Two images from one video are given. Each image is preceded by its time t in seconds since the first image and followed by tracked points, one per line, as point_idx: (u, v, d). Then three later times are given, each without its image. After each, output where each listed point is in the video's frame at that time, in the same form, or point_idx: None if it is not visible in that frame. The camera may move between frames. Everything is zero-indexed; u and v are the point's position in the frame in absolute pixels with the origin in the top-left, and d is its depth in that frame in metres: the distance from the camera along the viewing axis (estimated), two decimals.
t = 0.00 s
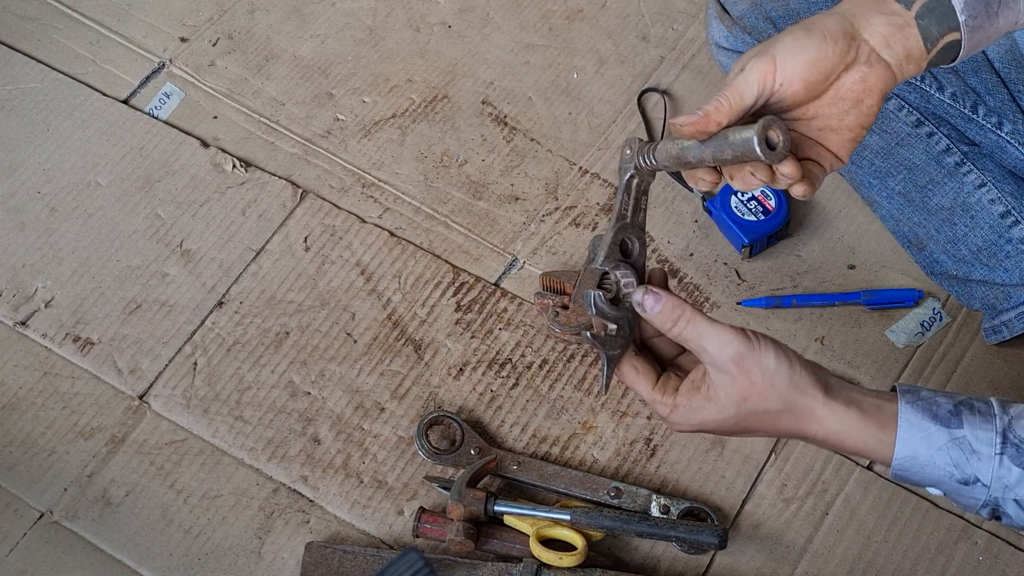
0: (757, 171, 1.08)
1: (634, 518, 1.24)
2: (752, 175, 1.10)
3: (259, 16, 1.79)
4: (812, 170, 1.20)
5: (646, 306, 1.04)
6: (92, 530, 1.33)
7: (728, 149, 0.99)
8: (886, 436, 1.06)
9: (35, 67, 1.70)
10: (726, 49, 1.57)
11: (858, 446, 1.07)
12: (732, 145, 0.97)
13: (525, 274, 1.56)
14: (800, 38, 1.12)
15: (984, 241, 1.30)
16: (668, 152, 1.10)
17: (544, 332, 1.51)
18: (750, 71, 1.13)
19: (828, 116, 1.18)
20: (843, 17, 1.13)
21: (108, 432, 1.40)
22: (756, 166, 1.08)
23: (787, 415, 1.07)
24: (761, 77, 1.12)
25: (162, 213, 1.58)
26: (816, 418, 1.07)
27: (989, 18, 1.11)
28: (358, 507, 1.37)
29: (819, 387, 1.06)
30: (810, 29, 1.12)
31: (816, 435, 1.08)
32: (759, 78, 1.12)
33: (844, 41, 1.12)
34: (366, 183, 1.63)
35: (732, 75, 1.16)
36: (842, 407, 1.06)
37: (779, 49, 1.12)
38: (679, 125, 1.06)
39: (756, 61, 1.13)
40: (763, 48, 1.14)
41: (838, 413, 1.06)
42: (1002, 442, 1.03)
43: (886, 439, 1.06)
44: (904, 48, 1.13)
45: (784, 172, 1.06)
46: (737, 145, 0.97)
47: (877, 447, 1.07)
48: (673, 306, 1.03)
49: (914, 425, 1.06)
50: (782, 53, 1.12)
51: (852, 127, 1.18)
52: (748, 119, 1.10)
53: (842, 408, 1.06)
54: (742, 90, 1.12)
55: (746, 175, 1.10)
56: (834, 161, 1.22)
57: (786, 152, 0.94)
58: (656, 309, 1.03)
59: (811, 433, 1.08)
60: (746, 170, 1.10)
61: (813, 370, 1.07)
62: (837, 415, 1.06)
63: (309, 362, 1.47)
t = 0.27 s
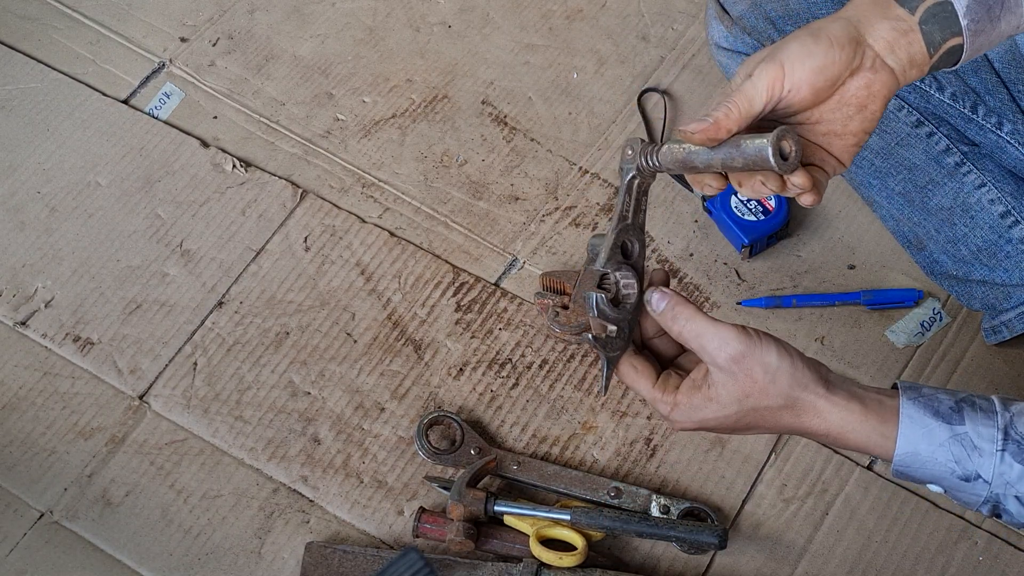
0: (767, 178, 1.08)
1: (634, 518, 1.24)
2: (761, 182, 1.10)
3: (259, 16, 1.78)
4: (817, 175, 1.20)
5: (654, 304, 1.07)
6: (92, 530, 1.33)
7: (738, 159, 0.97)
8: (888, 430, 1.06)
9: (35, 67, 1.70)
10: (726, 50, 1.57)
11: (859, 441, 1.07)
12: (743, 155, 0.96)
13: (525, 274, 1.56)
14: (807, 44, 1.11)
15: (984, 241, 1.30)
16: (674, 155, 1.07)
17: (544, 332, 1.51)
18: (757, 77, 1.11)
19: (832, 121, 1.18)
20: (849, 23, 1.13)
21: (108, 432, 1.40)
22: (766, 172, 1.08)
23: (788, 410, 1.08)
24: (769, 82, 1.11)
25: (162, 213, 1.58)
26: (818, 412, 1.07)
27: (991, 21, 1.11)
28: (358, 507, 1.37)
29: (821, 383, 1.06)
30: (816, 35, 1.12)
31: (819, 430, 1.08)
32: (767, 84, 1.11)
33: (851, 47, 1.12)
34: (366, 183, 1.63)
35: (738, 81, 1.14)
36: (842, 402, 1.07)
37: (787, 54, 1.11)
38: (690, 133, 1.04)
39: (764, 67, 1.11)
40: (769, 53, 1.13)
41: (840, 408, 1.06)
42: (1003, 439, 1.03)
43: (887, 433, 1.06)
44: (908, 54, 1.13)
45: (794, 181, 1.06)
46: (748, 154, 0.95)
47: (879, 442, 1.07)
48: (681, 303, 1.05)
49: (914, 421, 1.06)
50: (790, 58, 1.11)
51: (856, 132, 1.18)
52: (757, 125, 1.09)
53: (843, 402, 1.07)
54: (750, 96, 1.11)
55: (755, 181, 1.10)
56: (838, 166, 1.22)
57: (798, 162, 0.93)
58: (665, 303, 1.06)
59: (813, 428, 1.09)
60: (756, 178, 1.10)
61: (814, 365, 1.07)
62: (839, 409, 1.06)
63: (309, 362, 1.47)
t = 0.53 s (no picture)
0: (772, 178, 1.08)
1: (634, 518, 1.24)
2: (765, 182, 1.10)
3: (259, 16, 1.78)
4: (820, 173, 1.20)
5: (645, 300, 1.06)
6: (92, 530, 1.33)
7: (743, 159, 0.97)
8: (892, 421, 1.06)
9: (35, 67, 1.70)
10: (726, 50, 1.57)
11: (862, 429, 1.07)
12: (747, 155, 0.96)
13: (525, 274, 1.56)
14: (810, 45, 1.11)
15: (984, 241, 1.30)
16: (678, 155, 1.08)
17: (544, 332, 1.51)
18: (760, 77, 1.11)
19: (835, 121, 1.18)
20: (852, 23, 1.13)
21: (108, 432, 1.40)
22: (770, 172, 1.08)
23: (790, 397, 1.07)
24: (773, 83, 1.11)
25: (162, 213, 1.58)
26: (819, 399, 1.07)
27: (993, 21, 1.11)
28: (358, 507, 1.37)
29: (821, 366, 1.07)
30: (820, 35, 1.12)
31: (821, 417, 1.07)
32: (771, 84, 1.11)
33: (853, 47, 1.12)
34: (366, 183, 1.63)
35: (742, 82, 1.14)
36: (843, 389, 1.06)
37: (790, 55, 1.11)
38: (693, 133, 1.03)
39: (767, 68, 1.11)
40: (773, 53, 1.13)
41: (842, 393, 1.06)
42: (1007, 433, 1.03)
43: (890, 422, 1.06)
44: (910, 54, 1.13)
45: (799, 182, 1.06)
46: (753, 154, 0.96)
47: (882, 432, 1.07)
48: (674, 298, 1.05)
49: (919, 414, 1.06)
50: (794, 59, 1.11)
51: (858, 132, 1.18)
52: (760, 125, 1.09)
53: (845, 389, 1.06)
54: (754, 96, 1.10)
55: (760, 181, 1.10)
56: (839, 165, 1.23)
57: (802, 163, 0.93)
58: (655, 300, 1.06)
59: (815, 416, 1.08)
60: (760, 179, 1.10)
61: (813, 351, 1.07)
62: (840, 395, 1.06)
63: (309, 363, 1.47)
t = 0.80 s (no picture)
0: (773, 173, 1.08)
1: (634, 518, 1.24)
2: (766, 179, 1.10)
3: (259, 16, 1.78)
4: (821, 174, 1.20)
5: (649, 307, 1.06)
6: (92, 530, 1.33)
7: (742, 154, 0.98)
8: (892, 425, 1.06)
9: (35, 67, 1.70)
10: (726, 50, 1.57)
11: (863, 436, 1.07)
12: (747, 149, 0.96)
13: (525, 274, 1.56)
14: (809, 42, 1.11)
15: (984, 241, 1.30)
16: (677, 154, 1.09)
17: (544, 333, 1.51)
18: (760, 74, 1.11)
19: (835, 119, 1.18)
20: (851, 21, 1.13)
21: (108, 432, 1.40)
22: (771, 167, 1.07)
23: (791, 407, 1.07)
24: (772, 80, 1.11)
25: (162, 213, 1.58)
26: (821, 408, 1.07)
27: (993, 20, 1.10)
28: (358, 507, 1.37)
29: (824, 378, 1.06)
30: (818, 34, 1.12)
31: (821, 425, 1.08)
32: (770, 81, 1.11)
33: (852, 45, 1.12)
34: (366, 183, 1.63)
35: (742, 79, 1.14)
36: (845, 399, 1.06)
37: (789, 53, 1.11)
38: (693, 131, 1.04)
39: (766, 65, 1.11)
40: (772, 51, 1.13)
41: (843, 404, 1.06)
42: (1007, 436, 1.03)
43: (892, 429, 1.06)
44: (909, 52, 1.13)
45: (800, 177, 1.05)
46: (751, 149, 0.96)
47: (882, 438, 1.07)
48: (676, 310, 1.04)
49: (918, 418, 1.06)
50: (792, 56, 1.11)
51: (859, 129, 1.19)
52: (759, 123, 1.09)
53: (846, 399, 1.06)
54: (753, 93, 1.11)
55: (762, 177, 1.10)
56: (840, 164, 1.23)
57: (801, 157, 0.93)
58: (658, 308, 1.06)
59: (815, 423, 1.08)
60: (761, 174, 1.10)
61: (817, 362, 1.07)
62: (842, 404, 1.06)
63: (309, 363, 1.47)
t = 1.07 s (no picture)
0: (770, 170, 1.07)
1: (634, 518, 1.24)
2: (761, 175, 1.09)
3: (259, 16, 1.78)
4: (821, 170, 1.19)
5: (646, 304, 1.06)
6: (92, 530, 1.33)
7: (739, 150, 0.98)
8: (892, 424, 1.07)
9: (35, 67, 1.70)
10: (726, 50, 1.56)
11: (863, 433, 1.07)
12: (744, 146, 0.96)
13: (525, 274, 1.56)
14: (807, 41, 1.12)
15: (984, 241, 1.30)
16: (677, 154, 1.09)
17: (544, 333, 1.51)
18: (758, 73, 1.12)
19: (834, 118, 1.19)
20: (850, 20, 1.13)
21: (108, 432, 1.40)
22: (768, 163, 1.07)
23: (790, 403, 1.07)
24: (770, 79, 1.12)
25: (162, 213, 1.58)
26: (820, 403, 1.07)
27: (993, 20, 1.10)
28: (358, 507, 1.37)
29: (823, 372, 1.06)
30: (817, 32, 1.12)
31: (820, 422, 1.07)
32: (768, 80, 1.12)
33: (851, 44, 1.12)
34: (366, 183, 1.63)
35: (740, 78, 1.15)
36: (844, 394, 1.06)
37: (787, 51, 1.12)
38: (690, 129, 1.05)
39: (764, 64, 1.12)
40: (770, 50, 1.14)
41: (842, 398, 1.06)
42: (1007, 435, 1.04)
43: (892, 427, 1.06)
44: (909, 51, 1.13)
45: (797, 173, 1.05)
46: (748, 146, 0.96)
47: (882, 435, 1.07)
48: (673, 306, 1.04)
49: (918, 417, 1.06)
50: (790, 55, 1.12)
51: (859, 128, 1.18)
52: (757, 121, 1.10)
53: (845, 393, 1.06)
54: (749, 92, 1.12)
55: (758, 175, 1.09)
56: (840, 163, 1.22)
57: (797, 153, 0.94)
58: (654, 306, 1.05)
59: (815, 420, 1.08)
60: (758, 171, 1.09)
61: (815, 356, 1.07)
62: (840, 400, 1.06)
63: (309, 363, 1.47)
